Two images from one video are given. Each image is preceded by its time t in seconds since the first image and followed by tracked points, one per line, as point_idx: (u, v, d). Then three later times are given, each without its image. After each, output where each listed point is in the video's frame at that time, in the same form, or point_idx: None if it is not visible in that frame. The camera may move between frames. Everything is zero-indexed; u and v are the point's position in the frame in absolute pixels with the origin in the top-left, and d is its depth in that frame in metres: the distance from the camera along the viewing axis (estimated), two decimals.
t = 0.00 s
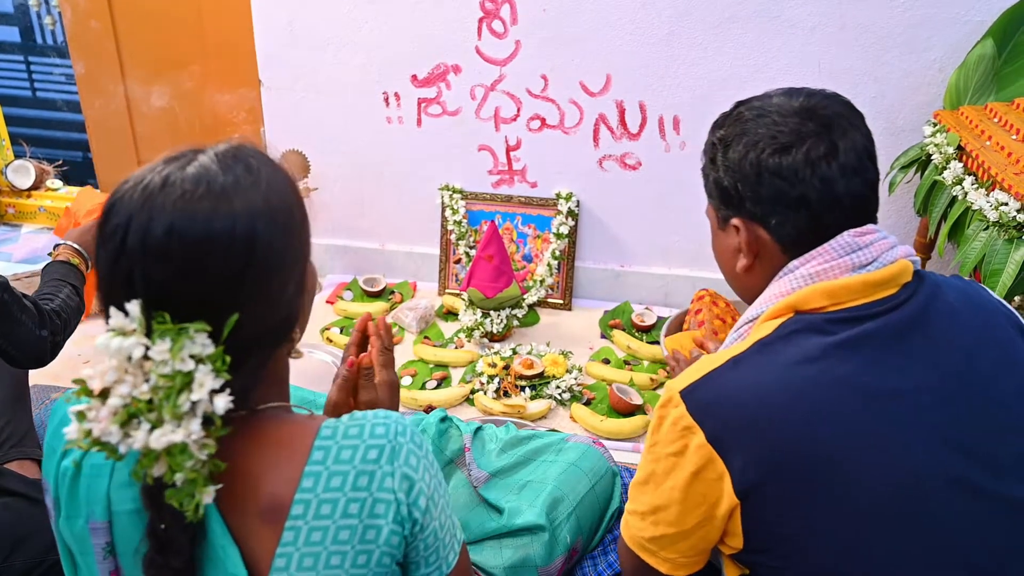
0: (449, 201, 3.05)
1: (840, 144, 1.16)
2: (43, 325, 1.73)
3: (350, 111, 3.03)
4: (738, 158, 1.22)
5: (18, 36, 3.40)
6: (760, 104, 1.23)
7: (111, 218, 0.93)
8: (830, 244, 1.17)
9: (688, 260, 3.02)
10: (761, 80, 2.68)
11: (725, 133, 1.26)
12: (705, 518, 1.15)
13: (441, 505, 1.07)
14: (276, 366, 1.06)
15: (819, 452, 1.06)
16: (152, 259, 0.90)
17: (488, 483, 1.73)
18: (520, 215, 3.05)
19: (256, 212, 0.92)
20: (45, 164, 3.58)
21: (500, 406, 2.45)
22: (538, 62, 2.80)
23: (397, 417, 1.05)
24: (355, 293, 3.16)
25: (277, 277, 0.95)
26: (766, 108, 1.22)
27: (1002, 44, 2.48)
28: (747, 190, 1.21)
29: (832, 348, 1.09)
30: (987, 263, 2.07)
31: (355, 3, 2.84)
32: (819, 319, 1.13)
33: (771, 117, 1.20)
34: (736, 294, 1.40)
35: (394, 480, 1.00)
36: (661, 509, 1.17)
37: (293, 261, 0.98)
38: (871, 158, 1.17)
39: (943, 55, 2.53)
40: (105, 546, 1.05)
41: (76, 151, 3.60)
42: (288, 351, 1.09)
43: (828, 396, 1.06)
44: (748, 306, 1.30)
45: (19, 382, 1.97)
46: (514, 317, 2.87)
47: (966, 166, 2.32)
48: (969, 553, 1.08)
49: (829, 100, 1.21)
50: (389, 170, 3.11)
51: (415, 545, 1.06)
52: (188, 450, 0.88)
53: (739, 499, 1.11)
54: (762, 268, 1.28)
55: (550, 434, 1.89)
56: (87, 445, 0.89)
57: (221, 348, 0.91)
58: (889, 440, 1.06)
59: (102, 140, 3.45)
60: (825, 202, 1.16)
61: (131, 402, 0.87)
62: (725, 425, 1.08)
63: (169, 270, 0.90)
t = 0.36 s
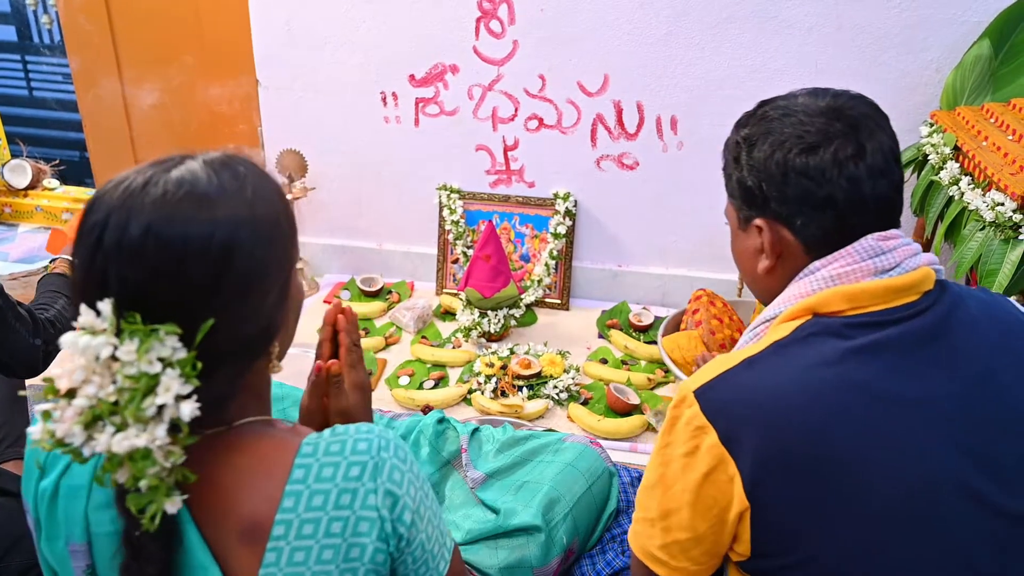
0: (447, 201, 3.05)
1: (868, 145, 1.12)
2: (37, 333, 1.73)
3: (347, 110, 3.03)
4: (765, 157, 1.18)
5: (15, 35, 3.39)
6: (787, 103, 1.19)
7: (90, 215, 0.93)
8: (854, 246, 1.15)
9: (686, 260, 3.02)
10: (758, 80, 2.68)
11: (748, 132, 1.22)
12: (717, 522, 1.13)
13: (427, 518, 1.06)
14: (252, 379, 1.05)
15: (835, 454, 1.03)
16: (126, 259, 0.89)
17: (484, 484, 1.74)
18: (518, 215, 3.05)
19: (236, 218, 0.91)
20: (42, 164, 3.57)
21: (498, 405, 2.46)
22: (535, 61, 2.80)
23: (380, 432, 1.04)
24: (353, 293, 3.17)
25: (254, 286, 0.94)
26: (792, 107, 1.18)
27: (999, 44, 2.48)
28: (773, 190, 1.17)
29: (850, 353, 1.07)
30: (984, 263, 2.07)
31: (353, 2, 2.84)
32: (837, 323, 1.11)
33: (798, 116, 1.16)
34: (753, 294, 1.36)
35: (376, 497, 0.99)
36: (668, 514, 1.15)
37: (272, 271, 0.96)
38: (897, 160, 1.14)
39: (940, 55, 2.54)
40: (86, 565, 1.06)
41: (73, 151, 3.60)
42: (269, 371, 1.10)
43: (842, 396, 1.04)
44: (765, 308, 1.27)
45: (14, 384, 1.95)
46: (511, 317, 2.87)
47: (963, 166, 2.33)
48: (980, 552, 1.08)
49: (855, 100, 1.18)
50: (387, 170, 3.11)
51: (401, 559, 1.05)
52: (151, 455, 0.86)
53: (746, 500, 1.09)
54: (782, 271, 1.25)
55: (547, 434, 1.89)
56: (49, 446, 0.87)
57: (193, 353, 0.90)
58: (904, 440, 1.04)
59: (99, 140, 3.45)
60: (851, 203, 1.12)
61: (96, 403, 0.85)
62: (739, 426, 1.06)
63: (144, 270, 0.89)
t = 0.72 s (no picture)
0: (444, 200, 3.05)
1: (893, 147, 1.12)
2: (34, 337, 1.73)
3: (344, 110, 3.03)
4: (788, 158, 1.16)
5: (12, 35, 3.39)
6: (810, 105, 1.19)
7: (70, 215, 0.93)
8: (874, 250, 1.13)
9: (683, 260, 3.03)
10: (755, 80, 2.68)
11: (771, 132, 1.21)
12: (733, 531, 1.13)
13: (415, 527, 1.06)
14: (231, 390, 1.04)
15: (853, 458, 1.03)
16: (103, 260, 0.89)
17: (480, 485, 1.74)
18: (515, 215, 3.05)
19: (216, 226, 0.91)
20: (38, 163, 3.56)
21: (495, 404, 2.46)
22: (532, 61, 2.80)
23: (363, 445, 1.04)
24: (349, 293, 3.16)
25: (232, 294, 0.94)
26: (815, 109, 1.17)
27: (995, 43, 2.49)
28: (795, 191, 1.16)
29: (869, 359, 1.06)
30: (980, 262, 2.09)
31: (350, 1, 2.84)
32: (856, 327, 1.10)
33: (822, 117, 1.15)
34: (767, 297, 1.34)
35: (359, 512, 0.99)
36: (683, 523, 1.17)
37: (251, 280, 0.96)
38: (919, 164, 1.14)
39: (937, 55, 2.55)
40: None
41: (69, 150, 3.59)
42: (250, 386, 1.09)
43: (860, 400, 1.03)
44: (781, 310, 1.26)
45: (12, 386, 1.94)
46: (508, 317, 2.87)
47: (959, 166, 2.33)
48: (992, 552, 1.08)
49: (878, 104, 1.18)
50: (384, 169, 3.11)
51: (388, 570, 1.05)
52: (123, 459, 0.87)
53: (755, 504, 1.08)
54: (799, 274, 1.23)
55: (544, 435, 1.90)
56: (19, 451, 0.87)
57: (169, 358, 0.90)
58: (921, 444, 1.04)
59: (96, 139, 3.45)
60: (875, 205, 1.11)
61: (69, 407, 0.85)
62: (758, 431, 1.05)
63: (120, 271, 0.89)
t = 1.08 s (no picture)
0: (441, 200, 3.05)
1: (919, 152, 1.11)
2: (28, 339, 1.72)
3: (342, 109, 3.03)
4: (812, 161, 1.15)
5: (9, 34, 3.37)
6: (836, 107, 1.17)
7: (55, 217, 0.93)
8: (900, 257, 1.12)
9: (680, 260, 3.03)
10: (752, 80, 2.68)
11: (794, 134, 1.19)
12: (744, 538, 1.11)
13: (401, 537, 1.06)
14: (212, 403, 1.04)
15: (879, 467, 1.01)
16: (84, 264, 0.88)
17: (478, 486, 1.73)
18: (513, 215, 3.05)
19: (200, 234, 0.91)
20: (35, 163, 3.56)
21: (493, 404, 2.46)
22: (529, 61, 2.80)
23: (344, 460, 1.04)
24: (347, 292, 3.16)
25: (213, 303, 0.93)
26: (842, 111, 1.15)
27: (992, 44, 2.50)
28: (819, 195, 1.14)
29: (897, 369, 1.04)
30: (976, 262, 2.10)
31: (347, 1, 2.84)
32: (881, 336, 1.08)
33: (848, 120, 1.14)
34: (783, 300, 1.33)
35: (340, 528, 0.99)
36: (694, 525, 1.14)
37: (234, 290, 0.95)
38: (945, 168, 1.13)
39: (933, 55, 2.55)
40: None
41: (67, 150, 3.58)
42: (232, 399, 1.08)
43: (887, 409, 1.02)
44: (799, 314, 1.24)
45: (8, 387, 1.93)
46: (506, 317, 2.86)
47: (956, 165, 2.33)
48: (1013, 559, 1.07)
49: (904, 106, 1.16)
50: (382, 168, 3.11)
51: None
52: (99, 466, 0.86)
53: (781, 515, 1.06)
54: (820, 279, 1.21)
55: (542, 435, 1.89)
56: None
57: (149, 364, 0.89)
58: (945, 452, 1.03)
59: (95, 139, 3.45)
60: (901, 210, 1.10)
61: (46, 413, 0.85)
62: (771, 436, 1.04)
63: (101, 275, 0.88)
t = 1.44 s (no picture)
0: (438, 199, 3.05)
1: (949, 157, 1.07)
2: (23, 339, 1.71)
3: (339, 109, 3.02)
4: (840, 162, 1.11)
5: (6, 32, 3.33)
6: (865, 108, 1.13)
7: (40, 220, 0.92)
8: (927, 264, 1.09)
9: (677, 259, 3.03)
10: (749, 80, 2.68)
11: (821, 134, 1.16)
12: (755, 542, 1.10)
13: (387, 545, 1.07)
14: (193, 413, 1.03)
15: (882, 469, 1.01)
16: (65, 267, 0.88)
17: (474, 488, 1.74)
18: (510, 214, 3.04)
19: (185, 242, 0.91)
20: (31, 162, 3.54)
21: (490, 403, 2.46)
22: (526, 60, 2.80)
23: (325, 473, 1.05)
24: (344, 292, 3.15)
25: (197, 310, 0.93)
26: (871, 112, 1.12)
27: (987, 44, 2.51)
28: (846, 198, 1.11)
29: (919, 378, 1.04)
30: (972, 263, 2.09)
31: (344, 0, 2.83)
32: (904, 344, 1.07)
33: (878, 121, 1.10)
34: (800, 302, 1.30)
35: (322, 543, 1.00)
36: (704, 527, 1.13)
37: (217, 298, 0.95)
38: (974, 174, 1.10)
39: (930, 55, 2.56)
40: None
41: (63, 149, 3.57)
42: (214, 410, 1.08)
43: (908, 417, 1.02)
44: (818, 318, 1.22)
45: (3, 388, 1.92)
46: (503, 317, 2.86)
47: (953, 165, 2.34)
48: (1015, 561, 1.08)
49: (933, 108, 1.13)
50: (379, 168, 3.10)
51: None
52: (76, 472, 0.85)
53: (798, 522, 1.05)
54: (842, 283, 1.19)
55: (538, 435, 1.89)
56: None
57: (130, 369, 0.88)
58: (961, 459, 1.03)
59: (92, 140, 3.41)
60: (930, 216, 1.07)
61: (23, 416, 0.84)
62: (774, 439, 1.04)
63: (83, 279, 0.87)
